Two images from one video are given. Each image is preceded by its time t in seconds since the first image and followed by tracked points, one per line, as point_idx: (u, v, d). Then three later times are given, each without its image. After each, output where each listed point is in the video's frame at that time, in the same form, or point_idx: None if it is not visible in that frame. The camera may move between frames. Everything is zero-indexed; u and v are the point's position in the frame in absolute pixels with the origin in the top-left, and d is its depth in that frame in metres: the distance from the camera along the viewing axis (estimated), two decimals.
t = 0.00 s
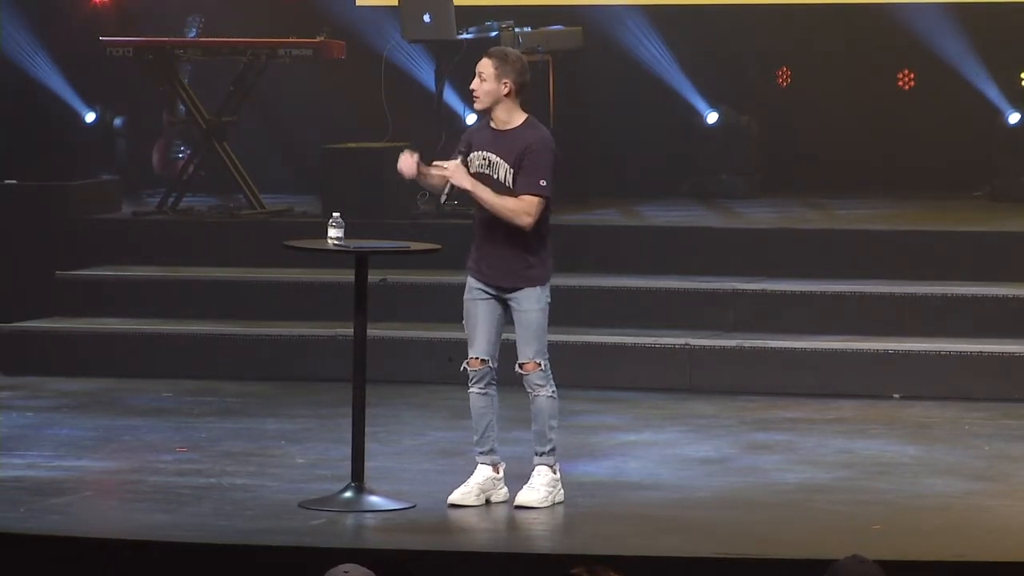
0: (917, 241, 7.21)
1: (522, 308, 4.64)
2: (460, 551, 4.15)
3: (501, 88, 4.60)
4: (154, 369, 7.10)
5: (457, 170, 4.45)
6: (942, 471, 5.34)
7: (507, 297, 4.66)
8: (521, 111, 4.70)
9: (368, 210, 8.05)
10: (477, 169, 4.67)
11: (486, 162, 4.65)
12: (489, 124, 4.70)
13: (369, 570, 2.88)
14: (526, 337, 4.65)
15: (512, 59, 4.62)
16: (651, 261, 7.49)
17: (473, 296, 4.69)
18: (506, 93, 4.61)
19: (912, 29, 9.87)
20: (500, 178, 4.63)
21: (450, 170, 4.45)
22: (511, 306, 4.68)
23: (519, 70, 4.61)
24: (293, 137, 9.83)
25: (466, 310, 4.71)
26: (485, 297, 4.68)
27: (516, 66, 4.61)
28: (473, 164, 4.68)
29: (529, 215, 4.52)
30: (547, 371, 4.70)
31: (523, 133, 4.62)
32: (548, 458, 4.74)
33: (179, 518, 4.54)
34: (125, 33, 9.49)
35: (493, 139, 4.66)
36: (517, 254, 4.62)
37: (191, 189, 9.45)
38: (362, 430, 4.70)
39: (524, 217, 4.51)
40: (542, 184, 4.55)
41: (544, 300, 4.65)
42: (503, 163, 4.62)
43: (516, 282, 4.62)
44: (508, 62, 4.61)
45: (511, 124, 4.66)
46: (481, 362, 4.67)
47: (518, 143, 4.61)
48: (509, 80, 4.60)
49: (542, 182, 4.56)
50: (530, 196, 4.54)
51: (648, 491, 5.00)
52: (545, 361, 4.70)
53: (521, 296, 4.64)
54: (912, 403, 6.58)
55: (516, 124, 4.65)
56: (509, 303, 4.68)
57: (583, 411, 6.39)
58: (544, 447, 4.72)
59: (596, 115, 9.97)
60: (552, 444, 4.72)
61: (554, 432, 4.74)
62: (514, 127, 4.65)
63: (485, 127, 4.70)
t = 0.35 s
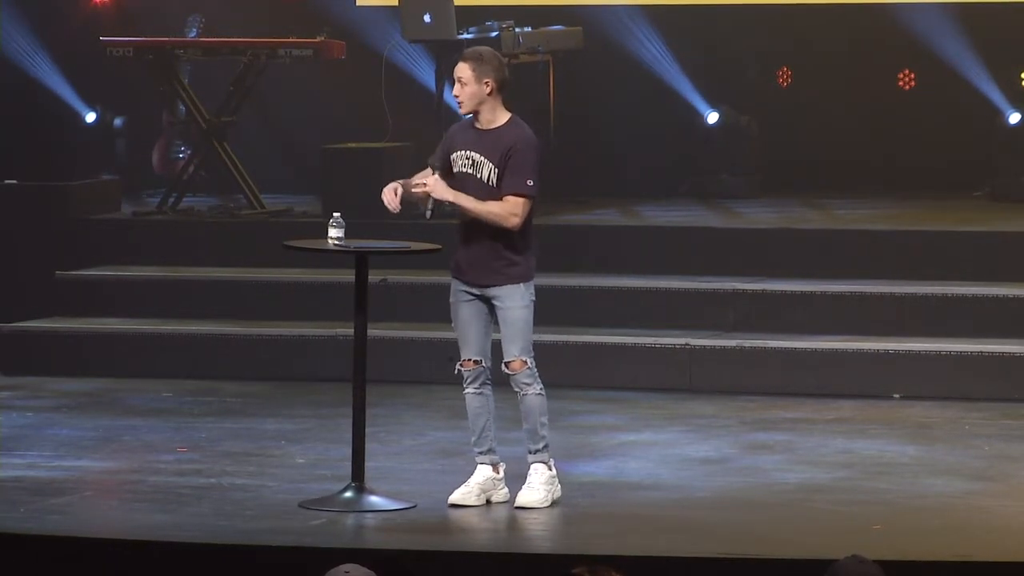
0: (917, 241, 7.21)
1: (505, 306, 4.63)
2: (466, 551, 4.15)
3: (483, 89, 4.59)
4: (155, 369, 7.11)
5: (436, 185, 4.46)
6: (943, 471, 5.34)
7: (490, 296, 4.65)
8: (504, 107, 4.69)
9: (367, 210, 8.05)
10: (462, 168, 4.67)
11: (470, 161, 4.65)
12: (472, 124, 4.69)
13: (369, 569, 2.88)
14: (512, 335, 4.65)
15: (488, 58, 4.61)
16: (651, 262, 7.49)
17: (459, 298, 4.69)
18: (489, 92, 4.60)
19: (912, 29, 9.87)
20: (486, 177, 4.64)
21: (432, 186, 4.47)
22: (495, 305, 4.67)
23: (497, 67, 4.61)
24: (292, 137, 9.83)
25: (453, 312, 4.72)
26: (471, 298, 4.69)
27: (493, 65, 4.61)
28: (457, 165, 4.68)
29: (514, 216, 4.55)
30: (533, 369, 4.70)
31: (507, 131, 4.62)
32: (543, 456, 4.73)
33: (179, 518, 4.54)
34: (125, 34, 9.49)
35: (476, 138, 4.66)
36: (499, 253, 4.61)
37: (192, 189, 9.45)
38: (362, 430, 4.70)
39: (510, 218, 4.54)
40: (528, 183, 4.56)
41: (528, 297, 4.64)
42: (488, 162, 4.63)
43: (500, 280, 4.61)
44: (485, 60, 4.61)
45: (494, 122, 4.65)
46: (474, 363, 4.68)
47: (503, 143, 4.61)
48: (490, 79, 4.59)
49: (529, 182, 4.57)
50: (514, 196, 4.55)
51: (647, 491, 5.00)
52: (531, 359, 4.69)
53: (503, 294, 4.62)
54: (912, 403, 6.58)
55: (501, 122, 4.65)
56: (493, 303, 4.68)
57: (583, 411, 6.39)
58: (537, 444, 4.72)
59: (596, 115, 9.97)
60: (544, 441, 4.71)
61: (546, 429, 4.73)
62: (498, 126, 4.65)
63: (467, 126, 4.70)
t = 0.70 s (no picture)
0: (917, 242, 7.21)
1: (504, 306, 4.63)
2: (468, 551, 4.15)
3: (484, 87, 4.59)
4: (155, 369, 7.11)
5: (436, 181, 4.44)
6: (943, 471, 5.34)
7: (489, 296, 4.65)
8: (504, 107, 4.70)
9: (368, 210, 8.06)
10: (461, 167, 4.66)
11: (470, 160, 4.64)
12: (471, 123, 4.69)
13: (368, 569, 2.88)
14: (511, 335, 4.64)
15: (488, 57, 4.62)
16: (652, 262, 7.49)
17: (458, 298, 4.69)
18: (490, 91, 4.60)
19: (912, 29, 9.87)
20: (486, 176, 4.63)
21: (431, 183, 4.44)
22: (493, 305, 4.67)
23: (497, 67, 4.61)
24: (293, 137, 9.83)
25: (451, 313, 4.72)
26: (470, 298, 4.69)
27: (492, 64, 4.61)
28: (456, 164, 4.67)
29: (513, 216, 4.55)
30: (532, 369, 4.70)
31: (507, 130, 4.62)
32: (540, 456, 4.74)
33: (179, 518, 4.54)
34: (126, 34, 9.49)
35: (475, 137, 4.65)
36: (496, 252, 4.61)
37: (192, 189, 9.45)
38: (362, 430, 4.70)
39: (511, 217, 4.54)
40: (529, 182, 4.57)
41: (527, 296, 4.64)
42: (488, 161, 4.62)
43: (497, 280, 4.61)
44: (486, 59, 4.61)
45: (494, 121, 4.65)
46: (476, 364, 4.68)
47: (502, 142, 4.61)
48: (490, 78, 4.59)
49: (529, 181, 4.58)
50: (514, 196, 4.56)
51: (648, 491, 5.01)
52: (530, 359, 4.69)
53: (502, 294, 4.62)
54: (912, 403, 6.58)
55: (501, 121, 4.65)
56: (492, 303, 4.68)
57: (583, 411, 6.40)
58: (535, 445, 4.73)
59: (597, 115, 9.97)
60: (543, 441, 4.72)
61: (544, 429, 4.74)
62: (497, 125, 4.65)
63: (466, 124, 4.69)
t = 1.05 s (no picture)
0: (918, 242, 7.21)
1: (512, 304, 4.63)
2: (470, 552, 4.14)
3: (484, 91, 4.59)
4: (155, 369, 7.11)
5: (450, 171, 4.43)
6: (943, 472, 5.34)
7: (497, 294, 4.65)
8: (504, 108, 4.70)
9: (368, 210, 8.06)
10: (466, 171, 4.66)
11: (475, 163, 4.64)
12: (474, 126, 4.69)
13: (366, 568, 2.87)
14: (518, 334, 4.64)
15: (492, 61, 4.60)
16: (652, 262, 7.49)
17: (462, 298, 4.69)
18: (489, 94, 4.60)
19: (912, 29, 9.87)
20: (492, 178, 4.62)
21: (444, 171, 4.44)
22: (500, 305, 4.67)
23: (500, 70, 4.60)
24: (293, 137, 9.84)
25: (456, 313, 4.72)
26: (474, 298, 4.68)
27: (496, 68, 4.60)
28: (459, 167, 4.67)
29: (520, 215, 4.55)
30: (538, 369, 4.69)
31: (511, 132, 4.63)
32: (543, 456, 4.74)
33: (179, 518, 4.54)
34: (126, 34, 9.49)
35: (479, 140, 4.65)
36: (505, 251, 4.62)
37: (192, 189, 9.45)
38: (362, 430, 4.70)
39: (516, 217, 4.54)
40: (532, 182, 4.57)
41: (535, 296, 4.64)
42: (493, 163, 4.62)
43: (507, 279, 4.62)
44: (490, 62, 4.59)
45: (495, 124, 4.66)
46: (478, 364, 4.67)
47: (508, 143, 4.62)
48: (491, 82, 4.59)
49: (534, 180, 4.58)
50: (519, 196, 4.55)
51: (648, 492, 5.01)
52: (536, 359, 4.68)
53: (510, 292, 4.62)
54: (912, 403, 6.58)
55: (501, 124, 4.66)
56: (499, 302, 4.68)
57: (583, 411, 6.40)
58: (539, 445, 4.73)
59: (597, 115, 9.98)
60: (547, 441, 4.72)
61: (548, 430, 4.74)
62: (496, 127, 4.66)
63: (469, 128, 4.69)
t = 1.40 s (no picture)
0: (917, 242, 7.21)
1: (530, 307, 4.66)
2: (472, 552, 4.14)
3: (509, 87, 4.61)
4: (154, 369, 7.11)
5: (492, 220, 4.57)
6: (944, 471, 5.34)
7: (515, 297, 4.67)
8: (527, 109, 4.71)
9: (368, 210, 8.06)
10: (486, 170, 4.66)
11: (496, 163, 4.64)
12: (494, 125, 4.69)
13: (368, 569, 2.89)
14: (534, 336, 4.66)
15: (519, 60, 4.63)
16: (651, 262, 7.49)
17: (474, 297, 4.69)
18: (514, 92, 4.62)
19: (912, 29, 9.87)
20: (515, 179, 4.63)
21: (486, 224, 4.57)
22: (515, 306, 4.69)
23: (526, 70, 4.62)
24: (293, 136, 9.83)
25: (466, 312, 4.72)
26: (488, 298, 4.69)
27: (522, 67, 4.62)
28: (480, 165, 4.66)
29: (569, 217, 4.64)
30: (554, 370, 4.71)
31: (536, 134, 4.63)
32: (552, 455, 4.76)
33: (179, 518, 4.54)
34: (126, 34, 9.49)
35: (501, 141, 4.64)
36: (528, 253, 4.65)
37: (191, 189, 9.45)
38: (362, 431, 4.70)
39: (568, 219, 4.64)
40: (571, 183, 4.62)
41: (551, 299, 4.68)
42: (517, 164, 4.62)
43: (528, 281, 4.64)
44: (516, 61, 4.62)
45: (518, 124, 4.66)
46: (486, 363, 4.66)
47: (532, 146, 4.61)
48: (517, 80, 4.61)
49: (570, 181, 4.63)
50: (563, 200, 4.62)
51: (648, 492, 5.01)
52: (552, 360, 4.70)
53: (531, 295, 4.65)
54: (912, 403, 6.58)
55: (523, 125, 4.67)
56: (514, 304, 4.69)
57: (583, 412, 6.39)
58: (550, 444, 4.74)
59: (597, 115, 9.98)
60: (558, 440, 4.74)
61: (559, 429, 4.76)
62: (517, 128, 4.66)
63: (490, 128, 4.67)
